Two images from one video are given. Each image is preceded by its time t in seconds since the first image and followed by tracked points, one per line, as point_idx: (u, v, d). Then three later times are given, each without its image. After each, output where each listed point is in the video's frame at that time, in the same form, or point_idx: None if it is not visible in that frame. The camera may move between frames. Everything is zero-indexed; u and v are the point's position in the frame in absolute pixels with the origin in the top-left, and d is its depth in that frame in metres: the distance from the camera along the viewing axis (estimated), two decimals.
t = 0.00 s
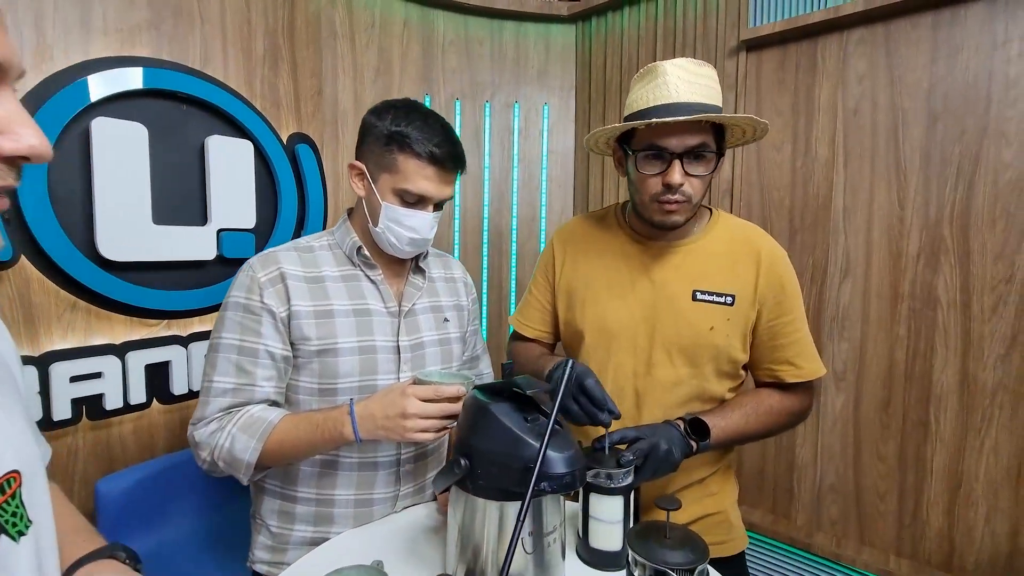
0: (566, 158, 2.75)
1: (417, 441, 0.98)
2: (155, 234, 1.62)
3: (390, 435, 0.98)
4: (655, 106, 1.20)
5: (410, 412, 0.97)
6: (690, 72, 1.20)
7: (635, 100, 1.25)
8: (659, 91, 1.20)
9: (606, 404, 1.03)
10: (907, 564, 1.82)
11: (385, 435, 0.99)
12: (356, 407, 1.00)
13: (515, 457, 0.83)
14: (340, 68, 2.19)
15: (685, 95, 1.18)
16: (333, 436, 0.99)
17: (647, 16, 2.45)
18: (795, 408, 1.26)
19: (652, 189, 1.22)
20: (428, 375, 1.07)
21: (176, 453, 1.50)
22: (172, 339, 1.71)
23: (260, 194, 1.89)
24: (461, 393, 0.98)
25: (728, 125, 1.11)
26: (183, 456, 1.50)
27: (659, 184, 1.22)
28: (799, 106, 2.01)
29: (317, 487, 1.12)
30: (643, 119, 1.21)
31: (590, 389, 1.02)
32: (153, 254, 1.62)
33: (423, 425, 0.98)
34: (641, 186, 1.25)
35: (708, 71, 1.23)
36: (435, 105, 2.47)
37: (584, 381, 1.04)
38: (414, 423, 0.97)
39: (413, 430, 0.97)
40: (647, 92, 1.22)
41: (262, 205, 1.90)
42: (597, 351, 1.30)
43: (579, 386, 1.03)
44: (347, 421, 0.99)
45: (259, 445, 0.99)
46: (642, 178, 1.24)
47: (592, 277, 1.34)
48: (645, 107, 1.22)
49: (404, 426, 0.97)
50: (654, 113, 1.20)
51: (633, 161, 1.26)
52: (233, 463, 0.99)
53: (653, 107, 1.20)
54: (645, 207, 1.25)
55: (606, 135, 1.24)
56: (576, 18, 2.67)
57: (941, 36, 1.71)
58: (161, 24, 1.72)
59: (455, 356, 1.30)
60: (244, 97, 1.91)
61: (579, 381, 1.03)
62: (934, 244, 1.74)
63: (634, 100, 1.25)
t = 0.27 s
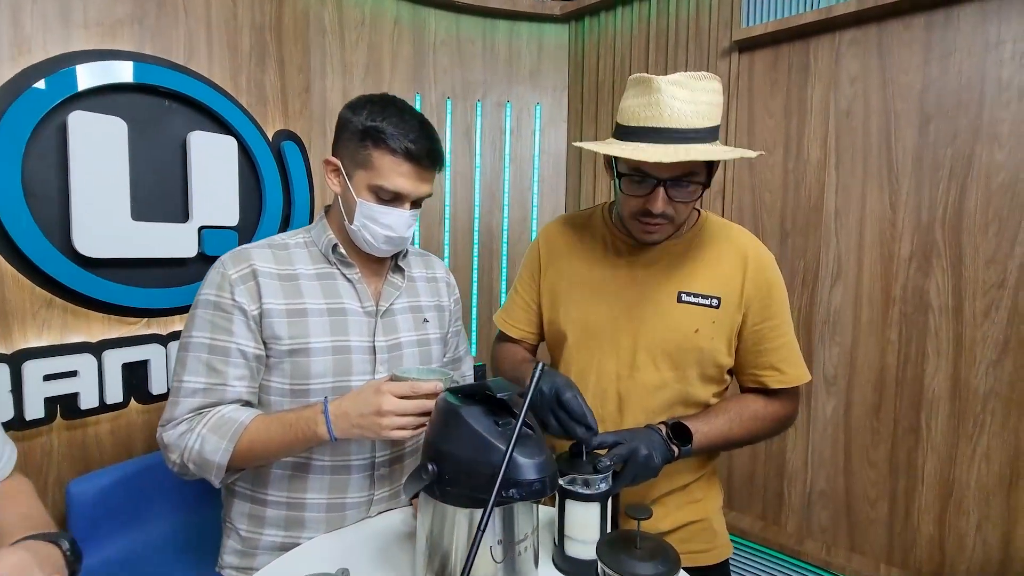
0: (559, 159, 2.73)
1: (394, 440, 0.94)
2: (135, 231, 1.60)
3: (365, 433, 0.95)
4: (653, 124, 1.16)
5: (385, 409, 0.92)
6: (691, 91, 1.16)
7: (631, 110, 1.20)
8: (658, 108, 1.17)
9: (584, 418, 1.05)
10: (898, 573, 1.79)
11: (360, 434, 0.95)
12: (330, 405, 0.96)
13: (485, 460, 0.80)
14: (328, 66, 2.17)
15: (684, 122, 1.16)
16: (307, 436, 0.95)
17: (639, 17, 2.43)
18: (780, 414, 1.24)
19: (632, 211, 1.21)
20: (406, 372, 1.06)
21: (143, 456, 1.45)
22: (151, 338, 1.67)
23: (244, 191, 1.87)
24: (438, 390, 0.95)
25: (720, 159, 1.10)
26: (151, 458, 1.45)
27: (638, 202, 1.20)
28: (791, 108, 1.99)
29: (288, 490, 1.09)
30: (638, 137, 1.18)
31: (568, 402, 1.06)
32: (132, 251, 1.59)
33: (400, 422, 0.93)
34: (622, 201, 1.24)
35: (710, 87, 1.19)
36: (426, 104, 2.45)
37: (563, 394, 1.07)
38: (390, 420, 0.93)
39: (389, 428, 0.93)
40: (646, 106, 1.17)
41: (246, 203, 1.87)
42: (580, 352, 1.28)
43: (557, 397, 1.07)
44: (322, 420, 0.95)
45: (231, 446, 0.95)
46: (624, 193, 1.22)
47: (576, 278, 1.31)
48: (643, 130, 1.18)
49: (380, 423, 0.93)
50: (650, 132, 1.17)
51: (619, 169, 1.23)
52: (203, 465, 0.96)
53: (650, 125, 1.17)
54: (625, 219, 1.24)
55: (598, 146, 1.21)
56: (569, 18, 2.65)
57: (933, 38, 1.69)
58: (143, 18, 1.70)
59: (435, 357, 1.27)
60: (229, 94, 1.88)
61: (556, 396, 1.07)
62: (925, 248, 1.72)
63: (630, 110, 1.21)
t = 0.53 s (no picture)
0: (552, 158, 2.70)
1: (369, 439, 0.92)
2: (115, 226, 1.57)
3: (340, 433, 0.92)
4: (692, 185, 0.96)
5: (361, 408, 0.90)
6: (751, 156, 0.93)
7: (671, 151, 0.98)
8: (703, 169, 0.95)
9: (563, 402, 0.99)
10: None
11: (335, 432, 0.93)
12: (303, 404, 0.94)
13: (458, 461, 0.77)
14: (318, 62, 2.15)
15: (734, 194, 0.96)
16: (279, 435, 0.93)
17: (633, 14, 2.41)
18: (767, 422, 1.23)
19: (647, 251, 1.13)
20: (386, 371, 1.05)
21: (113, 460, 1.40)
22: (133, 335, 1.64)
23: (229, 188, 1.84)
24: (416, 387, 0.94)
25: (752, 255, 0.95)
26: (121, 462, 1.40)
27: (654, 248, 1.11)
28: (785, 105, 1.97)
29: (263, 491, 1.06)
30: (670, 192, 0.99)
31: (547, 387, 1.00)
32: (113, 247, 1.57)
33: (374, 421, 0.91)
34: (640, 234, 1.13)
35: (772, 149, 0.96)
36: (418, 101, 2.42)
37: (542, 379, 1.01)
38: (365, 419, 0.91)
39: (364, 427, 0.91)
40: (690, 158, 0.95)
41: (232, 200, 1.84)
42: (566, 352, 1.25)
43: (535, 383, 1.01)
44: (295, 418, 0.93)
45: (202, 445, 0.93)
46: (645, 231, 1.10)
47: (569, 279, 1.26)
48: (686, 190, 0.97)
49: (354, 422, 0.91)
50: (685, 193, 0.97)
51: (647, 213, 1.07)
52: (172, 465, 0.93)
53: (688, 185, 0.97)
54: (637, 247, 1.16)
55: (619, 184, 1.03)
56: (562, 15, 2.63)
57: (928, 34, 1.67)
58: (127, 12, 1.67)
59: (417, 355, 1.25)
60: (215, 89, 1.85)
61: (535, 380, 1.02)
62: (920, 247, 1.69)
63: (671, 151, 0.98)
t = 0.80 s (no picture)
0: (547, 149, 2.66)
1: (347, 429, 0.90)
2: (97, 214, 1.53)
3: (315, 422, 0.91)
4: (754, 212, 0.88)
5: (337, 395, 0.88)
6: (818, 186, 0.86)
7: (737, 169, 0.88)
8: (772, 199, 0.87)
9: (555, 411, 0.96)
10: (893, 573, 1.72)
11: (311, 421, 0.91)
12: (279, 391, 0.92)
13: (437, 449, 0.73)
14: (307, 49, 2.10)
15: (790, 223, 0.90)
16: (253, 424, 0.91)
17: (629, 1, 2.37)
18: (762, 425, 1.20)
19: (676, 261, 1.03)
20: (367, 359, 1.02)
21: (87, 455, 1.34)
22: (116, 326, 1.60)
23: (215, 178, 1.80)
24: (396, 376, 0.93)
25: (798, 289, 0.92)
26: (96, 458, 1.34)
27: (685, 262, 1.01)
28: (783, 92, 1.93)
29: (242, 483, 1.04)
30: (728, 214, 0.90)
31: (538, 393, 0.97)
32: (94, 235, 1.53)
33: (352, 410, 0.89)
34: (671, 244, 1.02)
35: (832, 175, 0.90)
36: (410, 90, 2.38)
37: (533, 384, 0.98)
38: (342, 407, 0.89)
39: (341, 416, 0.89)
40: (759, 183, 0.86)
41: (218, 190, 1.80)
42: (564, 346, 1.18)
43: (526, 388, 0.98)
44: (268, 406, 0.91)
45: (171, 433, 0.91)
46: (679, 244, 0.99)
47: (576, 270, 1.17)
48: (743, 211, 0.89)
49: (331, 410, 0.89)
50: (744, 218, 0.89)
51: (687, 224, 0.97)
52: (142, 453, 0.91)
53: (750, 211, 0.89)
54: (662, 254, 1.05)
55: (670, 195, 0.93)
56: (557, 4, 2.58)
57: (928, 18, 1.63)
58: None
59: (403, 344, 1.22)
60: (201, 75, 1.81)
61: (526, 386, 0.99)
62: (922, 236, 1.65)
63: (735, 165, 0.88)
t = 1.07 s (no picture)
0: (543, 136, 2.61)
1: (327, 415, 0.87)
2: (79, 199, 1.49)
3: (294, 407, 0.88)
4: (790, 212, 0.76)
5: (316, 379, 0.86)
6: (858, 189, 0.76)
7: (775, 162, 0.75)
8: (810, 200, 0.75)
9: (546, 371, 0.91)
10: (894, 561, 1.70)
11: (288, 407, 0.89)
12: (255, 376, 0.90)
13: (420, 429, 0.70)
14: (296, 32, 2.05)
15: (822, 226, 0.79)
16: (228, 409, 0.88)
17: None
18: (761, 416, 1.15)
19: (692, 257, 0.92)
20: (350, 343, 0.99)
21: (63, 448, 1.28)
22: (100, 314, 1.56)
23: (201, 163, 1.75)
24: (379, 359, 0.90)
25: (823, 298, 0.82)
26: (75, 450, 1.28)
27: (703, 258, 0.90)
28: (783, 73, 1.89)
29: (222, 470, 1.01)
30: (761, 210, 0.78)
31: (527, 353, 0.93)
32: (76, 220, 1.49)
33: (332, 395, 0.87)
34: (688, 236, 0.91)
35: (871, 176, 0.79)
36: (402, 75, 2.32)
37: (522, 345, 0.95)
38: (321, 394, 0.86)
39: (320, 401, 0.87)
40: (800, 180, 0.74)
41: (204, 175, 1.75)
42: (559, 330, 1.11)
43: (516, 349, 0.95)
44: (243, 390, 0.89)
45: (142, 418, 0.88)
46: (701, 238, 0.88)
47: (578, 251, 1.08)
48: (776, 211, 0.77)
49: (309, 396, 0.86)
50: (779, 217, 0.77)
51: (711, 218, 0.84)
52: (112, 438, 0.89)
53: (785, 211, 0.77)
54: (677, 247, 0.94)
55: (698, 184, 0.80)
56: None
57: None
58: None
59: (391, 328, 1.20)
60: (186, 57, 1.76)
61: (516, 348, 0.95)
62: (924, 218, 1.61)
63: (773, 158, 0.75)
